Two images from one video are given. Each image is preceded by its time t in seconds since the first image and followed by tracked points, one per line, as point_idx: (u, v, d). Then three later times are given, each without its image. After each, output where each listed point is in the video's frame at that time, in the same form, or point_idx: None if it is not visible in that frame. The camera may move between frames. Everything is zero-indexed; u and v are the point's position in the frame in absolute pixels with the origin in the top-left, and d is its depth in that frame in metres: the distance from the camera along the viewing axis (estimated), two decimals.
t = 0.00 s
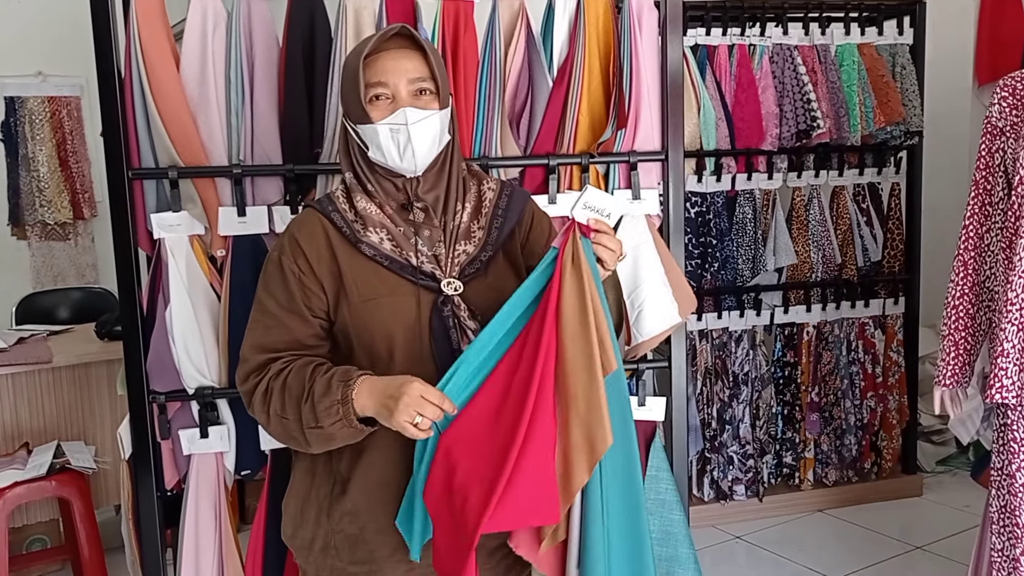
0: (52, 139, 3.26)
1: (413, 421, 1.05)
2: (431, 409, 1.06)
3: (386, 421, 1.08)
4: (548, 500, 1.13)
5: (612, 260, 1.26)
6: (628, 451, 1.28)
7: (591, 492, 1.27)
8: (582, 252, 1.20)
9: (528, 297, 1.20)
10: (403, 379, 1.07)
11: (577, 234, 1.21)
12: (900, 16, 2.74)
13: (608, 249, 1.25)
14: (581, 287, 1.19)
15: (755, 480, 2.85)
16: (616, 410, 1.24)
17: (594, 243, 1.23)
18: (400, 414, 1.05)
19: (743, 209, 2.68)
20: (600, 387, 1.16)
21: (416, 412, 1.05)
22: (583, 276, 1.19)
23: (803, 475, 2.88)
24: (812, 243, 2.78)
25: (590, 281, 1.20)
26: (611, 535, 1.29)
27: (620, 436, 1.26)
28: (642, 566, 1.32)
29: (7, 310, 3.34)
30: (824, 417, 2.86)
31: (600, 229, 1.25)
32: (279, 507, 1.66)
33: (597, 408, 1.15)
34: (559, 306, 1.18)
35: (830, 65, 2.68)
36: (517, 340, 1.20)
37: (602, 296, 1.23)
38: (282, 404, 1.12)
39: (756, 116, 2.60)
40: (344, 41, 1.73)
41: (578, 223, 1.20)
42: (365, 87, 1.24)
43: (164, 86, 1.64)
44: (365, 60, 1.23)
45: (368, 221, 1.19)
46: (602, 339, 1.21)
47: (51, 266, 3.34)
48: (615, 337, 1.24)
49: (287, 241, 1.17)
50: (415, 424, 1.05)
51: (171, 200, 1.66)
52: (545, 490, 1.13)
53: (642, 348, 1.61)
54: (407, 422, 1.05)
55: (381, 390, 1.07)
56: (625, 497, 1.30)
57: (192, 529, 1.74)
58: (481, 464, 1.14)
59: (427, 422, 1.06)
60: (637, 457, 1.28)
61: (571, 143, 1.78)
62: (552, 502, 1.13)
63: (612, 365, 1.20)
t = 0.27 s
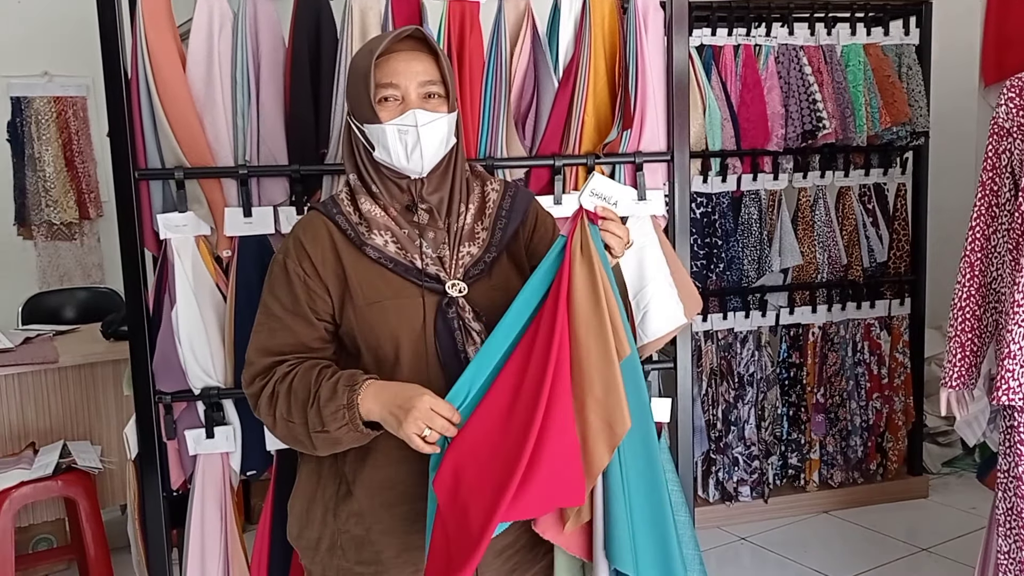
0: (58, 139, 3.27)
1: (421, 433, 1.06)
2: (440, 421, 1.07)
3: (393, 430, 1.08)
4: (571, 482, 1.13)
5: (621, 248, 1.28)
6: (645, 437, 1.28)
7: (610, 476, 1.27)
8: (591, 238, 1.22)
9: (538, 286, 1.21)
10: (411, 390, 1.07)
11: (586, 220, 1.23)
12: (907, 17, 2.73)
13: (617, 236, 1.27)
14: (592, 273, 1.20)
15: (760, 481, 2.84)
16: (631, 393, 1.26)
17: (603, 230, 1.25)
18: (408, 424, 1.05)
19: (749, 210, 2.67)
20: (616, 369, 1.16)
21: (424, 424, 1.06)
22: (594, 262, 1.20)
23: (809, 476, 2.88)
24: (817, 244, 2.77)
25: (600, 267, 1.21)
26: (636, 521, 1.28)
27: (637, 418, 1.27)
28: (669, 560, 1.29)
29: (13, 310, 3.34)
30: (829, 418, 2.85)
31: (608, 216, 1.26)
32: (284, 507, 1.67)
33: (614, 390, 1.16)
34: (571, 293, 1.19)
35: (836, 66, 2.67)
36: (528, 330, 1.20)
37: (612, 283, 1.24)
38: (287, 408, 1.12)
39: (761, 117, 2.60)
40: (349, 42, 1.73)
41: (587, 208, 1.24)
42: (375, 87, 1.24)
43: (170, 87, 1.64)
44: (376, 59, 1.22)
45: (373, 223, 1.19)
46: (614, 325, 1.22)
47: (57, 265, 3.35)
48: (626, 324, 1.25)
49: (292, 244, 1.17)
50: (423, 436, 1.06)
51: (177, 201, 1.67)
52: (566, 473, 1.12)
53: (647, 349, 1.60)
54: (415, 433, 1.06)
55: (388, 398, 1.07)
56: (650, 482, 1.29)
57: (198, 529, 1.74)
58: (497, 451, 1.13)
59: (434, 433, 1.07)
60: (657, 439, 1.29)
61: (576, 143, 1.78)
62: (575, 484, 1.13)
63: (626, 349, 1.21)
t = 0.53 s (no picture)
0: (68, 138, 3.29)
1: (425, 438, 1.07)
2: (444, 428, 1.07)
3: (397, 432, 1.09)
4: (579, 487, 1.12)
5: (623, 250, 1.29)
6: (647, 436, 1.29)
7: (614, 476, 1.28)
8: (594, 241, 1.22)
9: (543, 290, 1.20)
10: (418, 394, 1.08)
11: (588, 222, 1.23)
12: (915, 15, 2.73)
13: (620, 238, 1.28)
14: (594, 276, 1.20)
15: (767, 480, 2.84)
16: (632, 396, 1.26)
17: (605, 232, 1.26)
18: (414, 429, 1.06)
19: (756, 209, 2.68)
20: (617, 372, 1.17)
21: (429, 430, 1.07)
22: (595, 265, 1.21)
23: (816, 475, 2.88)
24: (826, 243, 2.77)
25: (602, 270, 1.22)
26: (637, 520, 1.29)
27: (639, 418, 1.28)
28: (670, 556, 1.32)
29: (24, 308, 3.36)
30: (837, 417, 2.85)
31: (611, 217, 1.28)
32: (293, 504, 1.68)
33: (615, 392, 1.16)
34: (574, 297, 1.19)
35: (844, 65, 2.67)
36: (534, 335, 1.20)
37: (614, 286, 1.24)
38: (294, 406, 1.13)
39: (769, 116, 2.60)
40: (358, 42, 1.74)
41: (589, 210, 1.24)
42: (385, 89, 1.25)
43: (180, 87, 1.65)
44: (387, 61, 1.22)
45: (381, 224, 1.20)
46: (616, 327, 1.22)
47: (67, 264, 3.37)
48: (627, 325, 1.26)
49: (300, 244, 1.18)
50: (427, 441, 1.07)
51: (187, 200, 1.67)
52: (575, 477, 1.12)
53: (655, 348, 1.60)
54: (419, 437, 1.06)
55: (394, 400, 1.08)
56: (650, 482, 1.30)
57: (207, 525, 1.76)
58: (511, 457, 1.14)
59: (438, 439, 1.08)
60: (657, 439, 1.30)
61: (584, 144, 1.78)
62: (585, 489, 1.12)
63: (627, 352, 1.22)
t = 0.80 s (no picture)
0: (72, 137, 3.29)
1: (426, 436, 1.06)
2: (445, 427, 1.07)
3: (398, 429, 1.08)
4: (572, 489, 1.11)
5: (625, 251, 1.28)
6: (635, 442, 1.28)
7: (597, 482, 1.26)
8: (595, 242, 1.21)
9: (544, 291, 1.20)
10: (420, 392, 1.07)
11: (590, 223, 1.23)
12: (920, 14, 2.72)
13: (622, 239, 1.27)
14: (593, 277, 1.20)
15: (772, 480, 2.83)
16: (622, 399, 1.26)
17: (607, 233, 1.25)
18: (414, 426, 1.05)
19: (761, 208, 2.67)
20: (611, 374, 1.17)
21: (429, 428, 1.06)
22: (595, 267, 1.20)
23: (820, 475, 2.87)
24: (830, 242, 2.76)
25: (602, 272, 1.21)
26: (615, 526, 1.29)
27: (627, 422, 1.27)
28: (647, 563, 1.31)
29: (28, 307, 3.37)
30: (841, 417, 2.84)
31: (614, 218, 1.27)
32: (298, 502, 1.68)
33: (607, 394, 1.17)
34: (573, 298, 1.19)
35: (849, 63, 2.66)
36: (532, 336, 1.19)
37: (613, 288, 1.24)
38: (298, 401, 1.13)
39: (773, 115, 2.59)
40: (362, 41, 1.74)
41: (592, 211, 1.24)
42: (390, 87, 1.24)
43: (184, 85, 1.65)
44: (392, 60, 1.22)
45: (387, 219, 1.20)
46: (612, 329, 1.22)
47: (71, 262, 3.37)
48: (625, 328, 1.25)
49: (305, 239, 1.18)
50: (428, 438, 1.06)
51: (191, 198, 1.68)
52: (568, 479, 1.12)
53: (660, 346, 1.66)
54: (420, 435, 1.06)
55: (395, 396, 1.08)
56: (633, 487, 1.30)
57: (212, 523, 1.76)
58: (506, 459, 1.14)
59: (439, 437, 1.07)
60: (644, 444, 1.28)
61: (588, 141, 1.78)
62: (578, 492, 1.11)
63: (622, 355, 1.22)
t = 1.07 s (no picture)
0: (77, 137, 3.30)
1: (427, 434, 1.07)
2: (446, 425, 1.07)
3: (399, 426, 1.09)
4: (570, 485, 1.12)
5: (625, 247, 1.26)
6: (629, 432, 1.25)
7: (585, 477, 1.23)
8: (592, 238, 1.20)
9: (542, 288, 1.20)
10: (422, 389, 1.08)
11: (589, 218, 1.22)
12: (924, 13, 2.72)
13: (621, 234, 1.24)
14: (591, 273, 1.19)
15: (775, 479, 2.83)
16: (618, 394, 1.25)
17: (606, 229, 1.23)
18: (416, 424, 1.06)
19: (764, 207, 2.67)
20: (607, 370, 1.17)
21: (430, 426, 1.06)
22: (593, 263, 1.19)
23: (824, 474, 2.86)
24: (833, 241, 2.76)
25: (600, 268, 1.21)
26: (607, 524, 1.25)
27: (621, 418, 1.25)
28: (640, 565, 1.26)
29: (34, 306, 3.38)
30: (845, 416, 2.84)
31: (612, 213, 1.23)
32: (302, 501, 1.68)
33: (602, 390, 1.17)
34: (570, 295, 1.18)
35: (852, 63, 2.66)
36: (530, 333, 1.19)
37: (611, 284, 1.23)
38: (300, 398, 1.13)
39: (777, 114, 2.59)
40: (365, 41, 1.74)
41: (593, 206, 1.22)
42: (394, 86, 1.24)
43: (188, 86, 1.66)
44: (397, 59, 1.22)
45: (391, 217, 1.20)
46: (609, 326, 1.21)
47: (76, 262, 3.38)
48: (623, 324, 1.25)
49: (309, 236, 1.18)
50: (429, 436, 1.07)
51: (195, 198, 1.68)
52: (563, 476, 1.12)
53: (663, 345, 1.64)
54: (421, 433, 1.06)
55: (396, 393, 1.08)
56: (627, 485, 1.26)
57: (215, 522, 1.76)
58: (504, 456, 1.14)
59: (439, 435, 1.08)
60: (640, 438, 1.26)
61: (591, 140, 1.78)
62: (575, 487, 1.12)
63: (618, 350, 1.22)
